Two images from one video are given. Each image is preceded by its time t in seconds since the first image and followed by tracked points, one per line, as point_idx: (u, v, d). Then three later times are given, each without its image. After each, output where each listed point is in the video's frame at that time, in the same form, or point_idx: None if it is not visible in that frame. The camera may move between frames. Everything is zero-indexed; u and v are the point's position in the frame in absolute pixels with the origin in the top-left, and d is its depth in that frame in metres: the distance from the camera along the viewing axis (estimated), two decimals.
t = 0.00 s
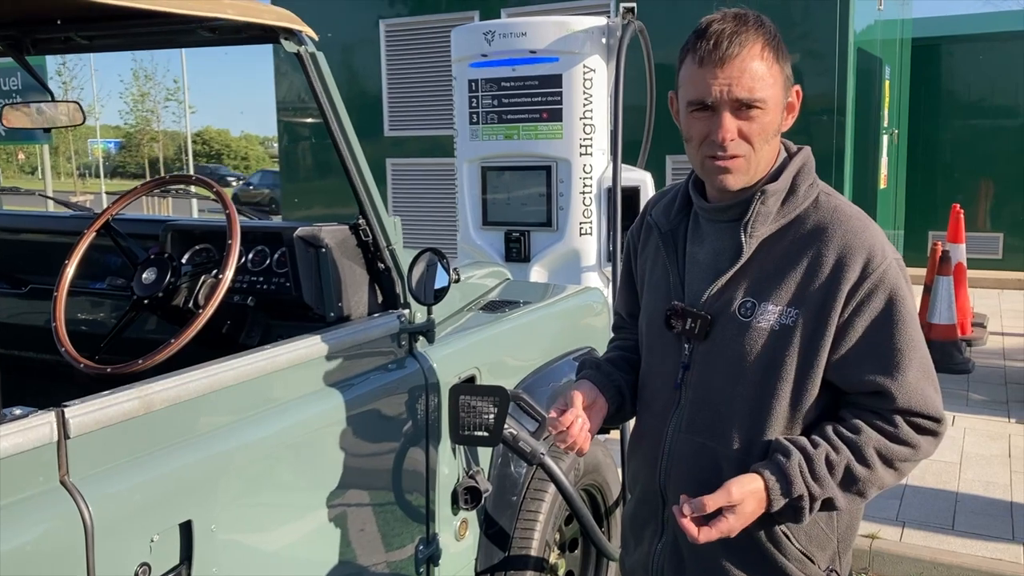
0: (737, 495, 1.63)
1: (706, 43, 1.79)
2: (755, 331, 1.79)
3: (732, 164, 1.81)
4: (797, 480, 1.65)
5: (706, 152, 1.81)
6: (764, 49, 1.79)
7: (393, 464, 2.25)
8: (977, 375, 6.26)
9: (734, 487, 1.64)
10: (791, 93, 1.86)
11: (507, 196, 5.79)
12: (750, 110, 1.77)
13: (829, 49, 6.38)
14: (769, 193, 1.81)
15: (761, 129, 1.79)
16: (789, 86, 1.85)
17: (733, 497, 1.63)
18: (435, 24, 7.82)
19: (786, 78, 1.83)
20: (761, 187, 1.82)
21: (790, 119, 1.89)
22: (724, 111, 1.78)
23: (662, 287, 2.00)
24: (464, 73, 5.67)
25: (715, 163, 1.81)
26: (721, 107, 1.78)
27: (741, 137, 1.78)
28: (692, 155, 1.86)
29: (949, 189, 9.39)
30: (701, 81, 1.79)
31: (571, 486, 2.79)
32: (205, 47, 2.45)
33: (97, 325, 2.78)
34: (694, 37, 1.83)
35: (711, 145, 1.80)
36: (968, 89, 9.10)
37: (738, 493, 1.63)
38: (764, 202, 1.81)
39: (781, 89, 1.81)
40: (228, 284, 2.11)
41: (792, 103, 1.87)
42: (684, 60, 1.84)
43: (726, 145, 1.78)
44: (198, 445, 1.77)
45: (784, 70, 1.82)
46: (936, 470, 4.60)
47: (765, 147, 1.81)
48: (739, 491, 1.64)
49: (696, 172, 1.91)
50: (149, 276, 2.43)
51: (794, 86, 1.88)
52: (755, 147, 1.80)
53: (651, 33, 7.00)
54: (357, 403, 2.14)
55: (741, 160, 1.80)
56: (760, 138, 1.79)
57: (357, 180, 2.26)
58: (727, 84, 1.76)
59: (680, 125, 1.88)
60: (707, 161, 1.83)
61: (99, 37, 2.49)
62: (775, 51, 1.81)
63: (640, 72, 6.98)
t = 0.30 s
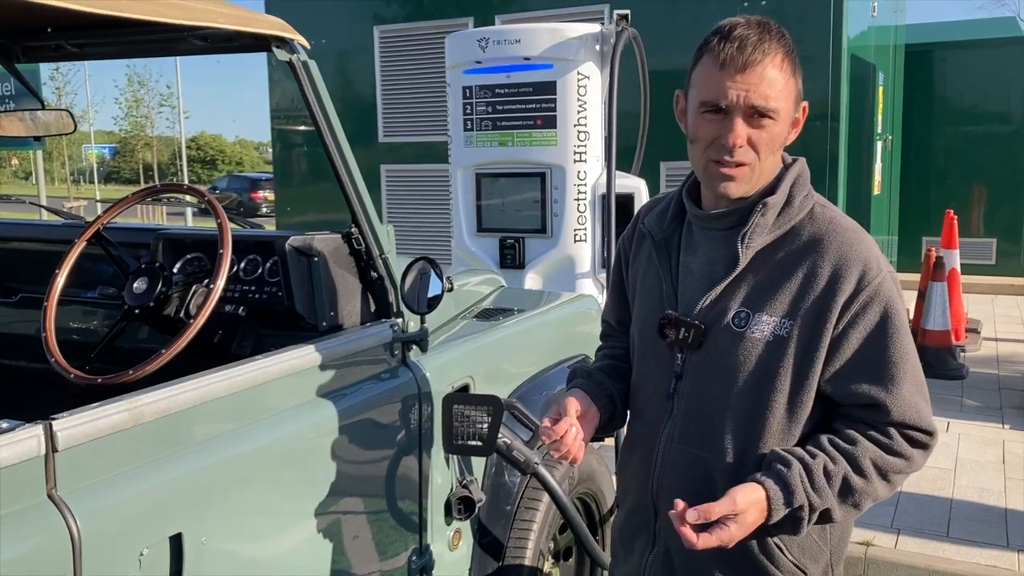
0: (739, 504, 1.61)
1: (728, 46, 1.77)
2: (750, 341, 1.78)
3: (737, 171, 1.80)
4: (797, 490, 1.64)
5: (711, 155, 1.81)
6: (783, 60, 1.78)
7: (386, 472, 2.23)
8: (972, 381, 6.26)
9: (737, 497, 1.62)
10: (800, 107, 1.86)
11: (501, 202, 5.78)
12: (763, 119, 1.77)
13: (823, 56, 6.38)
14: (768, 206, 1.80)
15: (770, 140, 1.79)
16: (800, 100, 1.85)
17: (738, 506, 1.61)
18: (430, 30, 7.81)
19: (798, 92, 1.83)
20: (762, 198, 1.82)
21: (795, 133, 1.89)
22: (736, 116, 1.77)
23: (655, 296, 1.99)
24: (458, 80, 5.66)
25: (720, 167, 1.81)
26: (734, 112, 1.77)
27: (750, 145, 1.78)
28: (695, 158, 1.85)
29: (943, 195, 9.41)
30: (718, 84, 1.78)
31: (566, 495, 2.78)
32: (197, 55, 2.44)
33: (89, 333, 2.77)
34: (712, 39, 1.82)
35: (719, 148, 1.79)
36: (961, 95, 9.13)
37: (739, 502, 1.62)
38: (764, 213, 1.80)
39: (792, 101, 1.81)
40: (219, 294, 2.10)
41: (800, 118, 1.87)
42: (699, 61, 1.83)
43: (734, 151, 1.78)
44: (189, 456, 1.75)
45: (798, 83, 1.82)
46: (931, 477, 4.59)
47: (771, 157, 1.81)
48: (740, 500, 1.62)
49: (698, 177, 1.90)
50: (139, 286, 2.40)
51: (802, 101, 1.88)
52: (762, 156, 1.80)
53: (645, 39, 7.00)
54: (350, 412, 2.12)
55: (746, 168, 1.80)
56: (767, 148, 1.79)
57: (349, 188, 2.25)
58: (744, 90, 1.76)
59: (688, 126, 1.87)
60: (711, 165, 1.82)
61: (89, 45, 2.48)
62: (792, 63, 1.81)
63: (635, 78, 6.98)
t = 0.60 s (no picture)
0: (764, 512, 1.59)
1: (724, 56, 1.77)
2: (746, 352, 1.77)
3: (732, 180, 1.80)
4: (813, 504, 1.61)
5: (707, 164, 1.80)
6: (779, 71, 1.79)
7: (380, 480, 2.22)
8: (968, 388, 6.25)
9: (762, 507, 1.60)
10: (796, 118, 1.86)
11: (497, 209, 5.77)
12: (758, 128, 1.77)
13: (819, 63, 6.39)
14: (766, 216, 1.79)
15: (765, 149, 1.79)
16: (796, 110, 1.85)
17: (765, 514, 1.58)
18: (427, 36, 7.82)
19: (794, 102, 1.83)
20: (759, 208, 1.81)
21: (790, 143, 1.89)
22: (732, 126, 1.77)
23: (650, 304, 1.98)
24: (455, 87, 5.66)
25: (716, 176, 1.80)
26: (729, 121, 1.77)
27: (745, 154, 1.78)
28: (691, 168, 1.85)
29: (939, 202, 9.42)
30: (713, 93, 1.78)
31: (561, 505, 2.77)
32: (191, 63, 2.44)
33: (83, 341, 2.76)
34: (708, 48, 1.82)
35: (714, 158, 1.79)
36: (958, 101, 9.14)
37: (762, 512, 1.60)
38: (760, 223, 1.80)
39: (788, 112, 1.81)
40: (212, 302, 2.09)
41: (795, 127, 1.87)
42: (695, 71, 1.83)
43: (729, 160, 1.78)
44: (181, 466, 1.74)
45: (793, 94, 1.82)
46: (928, 484, 4.59)
47: (767, 166, 1.81)
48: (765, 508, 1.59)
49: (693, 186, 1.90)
50: (132, 294, 2.40)
51: (798, 111, 1.88)
52: (757, 165, 1.79)
53: (641, 46, 7.01)
54: (343, 421, 2.11)
55: (742, 177, 1.79)
56: (763, 158, 1.79)
57: (343, 196, 2.24)
58: (740, 99, 1.76)
59: (683, 136, 1.87)
60: (707, 175, 1.82)
61: (82, 53, 2.48)
62: (788, 73, 1.81)
63: (631, 85, 6.98)
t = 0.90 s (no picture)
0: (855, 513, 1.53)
1: (705, 69, 1.81)
2: (749, 358, 1.79)
3: (725, 189, 1.82)
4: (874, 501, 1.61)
5: (700, 174, 1.82)
6: (763, 77, 1.80)
7: (385, 485, 2.23)
8: (969, 396, 6.27)
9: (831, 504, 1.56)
10: (791, 123, 1.88)
11: (500, 215, 5.79)
12: (744, 136, 1.79)
13: (820, 71, 6.42)
14: (770, 224, 1.82)
15: (754, 156, 1.80)
16: (789, 116, 1.86)
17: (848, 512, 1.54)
18: (431, 43, 7.85)
19: (784, 108, 1.84)
20: (764, 217, 1.83)
21: (788, 150, 1.90)
22: (719, 135, 1.79)
23: (655, 311, 2.00)
24: (459, 94, 5.69)
25: (708, 185, 1.82)
26: (716, 131, 1.79)
27: (733, 162, 1.79)
28: (687, 177, 1.87)
29: (941, 210, 9.44)
30: (699, 104, 1.81)
31: (565, 510, 2.78)
32: (201, 71, 2.46)
33: (90, 346, 2.77)
34: (694, 66, 1.85)
35: (704, 168, 1.81)
36: (960, 109, 9.17)
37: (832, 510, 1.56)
38: (764, 231, 1.82)
39: (778, 119, 1.83)
40: (221, 308, 2.11)
41: (791, 134, 1.88)
42: (686, 85, 1.86)
43: (718, 169, 1.80)
44: (192, 470, 1.76)
45: (783, 99, 1.83)
46: (929, 492, 4.60)
47: (758, 172, 1.82)
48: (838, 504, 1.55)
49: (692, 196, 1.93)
50: (141, 300, 2.41)
51: (793, 116, 1.90)
52: (746, 171, 1.81)
53: (644, 54, 7.04)
54: (349, 427, 2.13)
55: (733, 185, 1.81)
56: (752, 163, 1.80)
57: (350, 203, 2.26)
58: (723, 109, 1.78)
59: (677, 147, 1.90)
60: (701, 184, 1.83)
61: (93, 60, 2.50)
62: (777, 81, 1.82)
63: (634, 92, 7.01)
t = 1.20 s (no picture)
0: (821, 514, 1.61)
1: (703, 78, 1.83)
2: (756, 365, 1.81)
3: (723, 194, 1.83)
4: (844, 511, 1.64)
5: (698, 181, 1.83)
6: (760, 84, 1.81)
7: (393, 490, 2.25)
8: (974, 404, 6.27)
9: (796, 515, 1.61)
10: (793, 129, 1.88)
11: (506, 220, 5.81)
12: (742, 141, 1.80)
13: (826, 79, 6.44)
14: (776, 231, 1.83)
15: (752, 160, 1.80)
16: (790, 122, 1.86)
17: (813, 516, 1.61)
18: (438, 50, 7.88)
19: (785, 114, 1.84)
20: (770, 224, 1.85)
21: (791, 156, 1.90)
22: (716, 142, 1.81)
23: (662, 318, 2.01)
24: (466, 100, 5.71)
25: (707, 192, 1.83)
26: (713, 138, 1.81)
27: (731, 167, 1.80)
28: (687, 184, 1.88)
29: (946, 218, 9.45)
30: (697, 111, 1.82)
31: (571, 514, 2.78)
32: (213, 78, 2.49)
33: (99, 349, 2.79)
34: (694, 73, 1.87)
35: (702, 174, 1.82)
36: (966, 117, 9.18)
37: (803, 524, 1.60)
38: (771, 238, 1.83)
39: (778, 125, 1.83)
40: (232, 312, 2.13)
41: (793, 139, 1.88)
42: (686, 93, 1.88)
43: (715, 175, 1.80)
44: (203, 472, 1.77)
45: (782, 106, 1.84)
46: (934, 499, 4.60)
47: (758, 178, 1.82)
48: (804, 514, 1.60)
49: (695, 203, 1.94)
50: (153, 304, 2.45)
51: (796, 122, 1.90)
52: (745, 178, 1.81)
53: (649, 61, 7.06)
54: (361, 429, 2.15)
55: (732, 191, 1.82)
56: (751, 169, 1.81)
57: (360, 208, 2.29)
58: (720, 115, 1.79)
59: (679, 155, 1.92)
60: (701, 191, 1.84)
61: (106, 66, 2.53)
62: (776, 87, 1.83)
63: (639, 99, 7.03)
